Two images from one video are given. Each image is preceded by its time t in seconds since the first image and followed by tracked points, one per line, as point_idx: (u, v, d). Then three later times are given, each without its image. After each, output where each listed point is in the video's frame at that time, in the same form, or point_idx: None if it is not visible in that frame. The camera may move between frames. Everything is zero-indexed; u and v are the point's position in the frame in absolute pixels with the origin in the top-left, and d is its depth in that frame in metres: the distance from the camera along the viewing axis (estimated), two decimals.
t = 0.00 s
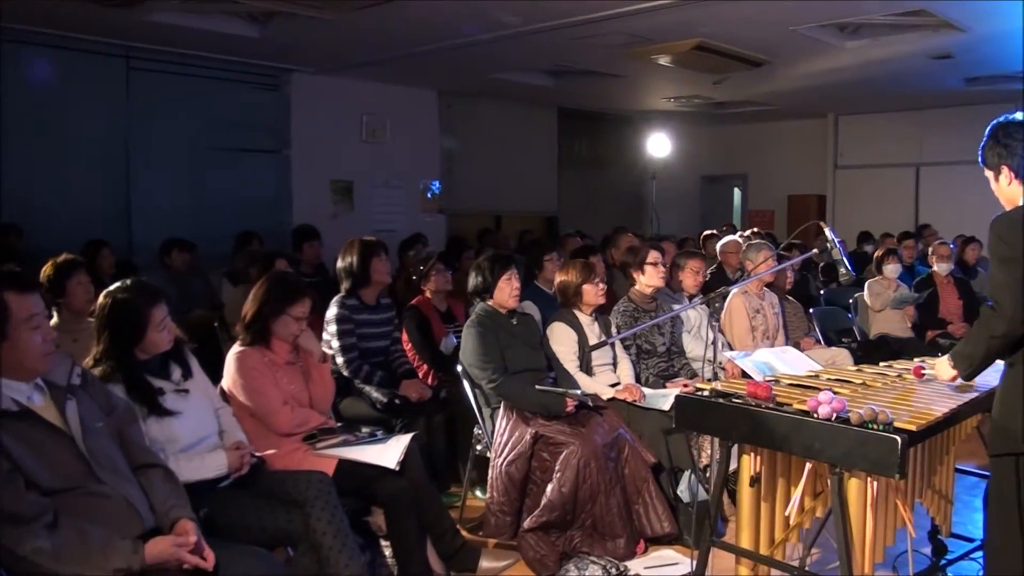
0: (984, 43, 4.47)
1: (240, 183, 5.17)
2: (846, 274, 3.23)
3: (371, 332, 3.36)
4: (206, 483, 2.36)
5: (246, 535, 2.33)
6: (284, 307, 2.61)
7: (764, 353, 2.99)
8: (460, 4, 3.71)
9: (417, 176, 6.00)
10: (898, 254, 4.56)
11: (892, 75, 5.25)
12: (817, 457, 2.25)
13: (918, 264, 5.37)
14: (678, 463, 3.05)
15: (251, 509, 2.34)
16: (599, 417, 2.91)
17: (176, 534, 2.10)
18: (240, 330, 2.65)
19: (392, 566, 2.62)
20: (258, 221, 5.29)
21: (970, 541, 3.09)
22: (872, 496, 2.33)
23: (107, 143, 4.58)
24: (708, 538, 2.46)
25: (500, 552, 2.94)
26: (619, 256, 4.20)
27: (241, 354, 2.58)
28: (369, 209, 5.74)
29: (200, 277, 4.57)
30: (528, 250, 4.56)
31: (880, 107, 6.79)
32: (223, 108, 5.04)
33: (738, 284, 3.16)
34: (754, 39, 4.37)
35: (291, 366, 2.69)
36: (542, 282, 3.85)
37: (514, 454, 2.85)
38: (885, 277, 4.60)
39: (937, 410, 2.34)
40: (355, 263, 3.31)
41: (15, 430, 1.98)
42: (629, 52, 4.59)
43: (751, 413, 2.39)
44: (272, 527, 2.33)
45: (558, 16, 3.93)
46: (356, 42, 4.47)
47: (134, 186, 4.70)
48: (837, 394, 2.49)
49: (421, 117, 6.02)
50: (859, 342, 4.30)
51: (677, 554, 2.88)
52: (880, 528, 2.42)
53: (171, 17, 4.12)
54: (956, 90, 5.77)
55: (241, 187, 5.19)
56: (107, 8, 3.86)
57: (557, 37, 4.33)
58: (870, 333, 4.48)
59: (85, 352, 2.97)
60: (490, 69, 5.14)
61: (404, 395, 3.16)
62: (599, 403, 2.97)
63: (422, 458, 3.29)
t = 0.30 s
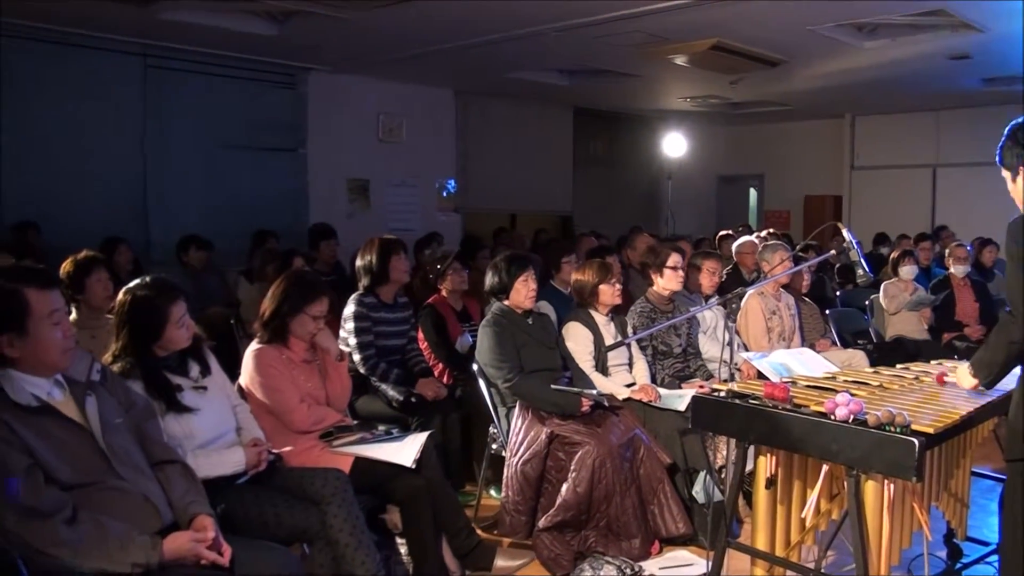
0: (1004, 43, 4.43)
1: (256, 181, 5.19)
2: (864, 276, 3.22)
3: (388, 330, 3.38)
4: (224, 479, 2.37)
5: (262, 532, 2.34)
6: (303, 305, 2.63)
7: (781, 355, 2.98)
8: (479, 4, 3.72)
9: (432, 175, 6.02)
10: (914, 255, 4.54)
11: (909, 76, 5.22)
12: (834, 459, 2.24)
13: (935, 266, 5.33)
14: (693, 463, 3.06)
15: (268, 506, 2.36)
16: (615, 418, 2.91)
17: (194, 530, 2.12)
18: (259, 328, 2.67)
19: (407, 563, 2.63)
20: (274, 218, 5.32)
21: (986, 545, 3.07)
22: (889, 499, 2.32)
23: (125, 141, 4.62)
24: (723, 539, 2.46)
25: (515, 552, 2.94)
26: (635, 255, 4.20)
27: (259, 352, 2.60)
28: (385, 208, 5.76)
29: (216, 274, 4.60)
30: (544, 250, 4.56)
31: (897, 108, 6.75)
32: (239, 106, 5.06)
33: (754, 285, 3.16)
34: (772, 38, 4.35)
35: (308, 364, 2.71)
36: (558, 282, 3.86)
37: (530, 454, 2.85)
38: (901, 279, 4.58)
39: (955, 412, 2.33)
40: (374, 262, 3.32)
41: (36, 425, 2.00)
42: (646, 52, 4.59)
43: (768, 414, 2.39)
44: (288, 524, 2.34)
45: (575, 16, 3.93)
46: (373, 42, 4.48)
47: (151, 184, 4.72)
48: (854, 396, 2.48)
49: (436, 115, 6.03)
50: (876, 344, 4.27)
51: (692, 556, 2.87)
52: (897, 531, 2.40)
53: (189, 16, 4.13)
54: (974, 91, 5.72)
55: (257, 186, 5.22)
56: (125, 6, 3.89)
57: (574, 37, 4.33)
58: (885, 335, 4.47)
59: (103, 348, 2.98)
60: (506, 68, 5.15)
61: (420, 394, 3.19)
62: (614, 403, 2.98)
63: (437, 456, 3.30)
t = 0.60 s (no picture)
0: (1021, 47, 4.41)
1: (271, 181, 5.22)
2: (880, 280, 3.21)
3: (404, 331, 3.39)
4: (240, 478, 2.39)
5: (278, 530, 2.35)
6: (319, 306, 2.64)
7: (796, 359, 2.98)
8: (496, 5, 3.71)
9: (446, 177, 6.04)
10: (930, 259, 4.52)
11: (924, 80, 5.20)
12: (848, 463, 2.24)
13: (949, 270, 5.31)
14: (707, 466, 3.06)
15: (284, 505, 2.37)
16: (629, 420, 2.91)
17: (211, 528, 2.14)
18: (275, 328, 2.69)
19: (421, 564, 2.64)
20: (289, 219, 5.35)
21: (1001, 551, 3.05)
22: (904, 504, 2.31)
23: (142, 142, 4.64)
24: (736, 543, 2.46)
25: (529, 553, 2.95)
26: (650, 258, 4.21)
27: (275, 352, 2.62)
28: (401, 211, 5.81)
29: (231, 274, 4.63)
30: (558, 252, 4.57)
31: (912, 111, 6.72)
32: (255, 107, 5.09)
33: (768, 290, 3.17)
34: (788, 41, 4.35)
35: (324, 365, 2.72)
36: (573, 284, 3.87)
37: (544, 455, 2.86)
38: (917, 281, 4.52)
39: (970, 417, 2.32)
40: (391, 263, 3.34)
41: (55, 424, 2.01)
42: (661, 54, 4.57)
43: (784, 418, 2.38)
44: (303, 523, 2.35)
45: (591, 18, 3.93)
46: (388, 43, 4.50)
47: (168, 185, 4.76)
48: (869, 400, 2.47)
49: (451, 117, 6.04)
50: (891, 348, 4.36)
51: (706, 559, 2.87)
52: (913, 536, 2.39)
53: (205, 17, 4.16)
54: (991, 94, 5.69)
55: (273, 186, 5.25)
56: (143, 8, 3.92)
57: (590, 39, 4.34)
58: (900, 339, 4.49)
59: (121, 348, 3.00)
60: (521, 70, 5.16)
61: (435, 395, 3.18)
62: (629, 406, 2.98)
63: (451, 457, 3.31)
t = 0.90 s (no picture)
0: None
1: (286, 185, 5.25)
2: (896, 285, 3.20)
3: (419, 335, 3.41)
4: (256, 480, 2.41)
5: (294, 533, 2.38)
6: (336, 310, 2.66)
7: (811, 364, 2.97)
8: (511, 10, 3.73)
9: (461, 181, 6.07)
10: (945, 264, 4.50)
11: (939, 85, 5.19)
12: (863, 468, 2.23)
13: (965, 275, 5.29)
14: (722, 471, 3.07)
15: (299, 507, 2.39)
16: (643, 425, 2.90)
17: (227, 529, 2.15)
18: (292, 331, 2.70)
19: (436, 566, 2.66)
20: (305, 223, 5.38)
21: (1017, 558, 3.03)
22: (919, 509, 2.30)
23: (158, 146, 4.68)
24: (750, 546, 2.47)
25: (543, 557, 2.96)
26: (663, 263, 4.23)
27: (291, 355, 2.64)
28: (416, 214, 5.84)
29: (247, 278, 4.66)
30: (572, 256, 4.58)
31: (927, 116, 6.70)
32: (270, 111, 5.13)
33: (783, 294, 3.16)
34: (803, 46, 4.35)
35: (340, 368, 2.74)
36: (586, 288, 3.87)
37: (558, 459, 2.86)
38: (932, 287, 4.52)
39: (986, 423, 2.31)
40: (407, 267, 3.33)
41: (73, 424, 2.03)
42: (675, 58, 4.58)
43: (799, 423, 2.38)
44: (318, 525, 2.37)
45: (605, 23, 3.95)
46: (405, 48, 4.54)
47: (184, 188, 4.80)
48: (884, 405, 2.46)
49: (464, 121, 6.07)
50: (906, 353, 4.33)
51: (719, 564, 2.87)
52: (928, 543, 2.38)
53: (221, 22, 4.19)
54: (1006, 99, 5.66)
55: (288, 190, 5.28)
56: (161, 13, 3.95)
57: (604, 44, 4.36)
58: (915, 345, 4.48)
59: (138, 350, 3.03)
60: (535, 75, 5.18)
61: (450, 398, 3.20)
62: (643, 410, 2.98)
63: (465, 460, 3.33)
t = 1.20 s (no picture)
0: None
1: (298, 189, 5.28)
2: (908, 290, 3.19)
3: (432, 338, 3.44)
4: (268, 482, 2.42)
5: (308, 534, 2.39)
6: (349, 313, 2.68)
7: (822, 369, 2.97)
8: (523, 14, 3.75)
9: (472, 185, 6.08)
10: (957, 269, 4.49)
11: (952, 89, 5.16)
12: (874, 473, 2.23)
13: (978, 280, 5.26)
14: (732, 475, 3.07)
15: (312, 508, 2.40)
16: (654, 429, 2.91)
17: (240, 530, 2.16)
18: (304, 334, 2.72)
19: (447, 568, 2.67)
20: (317, 226, 5.40)
21: None
22: (930, 515, 2.29)
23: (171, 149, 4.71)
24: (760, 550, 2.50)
25: (554, 560, 2.97)
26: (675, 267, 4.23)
27: (304, 357, 2.65)
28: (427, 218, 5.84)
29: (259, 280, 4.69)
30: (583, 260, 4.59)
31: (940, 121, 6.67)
32: (282, 115, 5.16)
33: (794, 299, 3.16)
34: (815, 50, 4.34)
35: (352, 371, 2.75)
36: (598, 293, 3.88)
37: (569, 463, 2.87)
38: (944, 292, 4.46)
39: (998, 428, 2.30)
40: (419, 270, 3.38)
41: (89, 426, 2.05)
42: (687, 62, 4.58)
43: (811, 428, 2.37)
44: (331, 526, 2.38)
45: (616, 27, 3.95)
46: (417, 53, 4.55)
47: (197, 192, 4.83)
48: (895, 410, 2.46)
49: (475, 125, 6.08)
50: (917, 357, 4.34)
51: (730, 568, 2.89)
52: (940, 548, 2.37)
53: (234, 27, 4.22)
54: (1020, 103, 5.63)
55: (300, 194, 5.30)
56: (175, 18, 3.98)
57: (615, 48, 4.36)
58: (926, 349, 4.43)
59: (152, 352, 3.05)
60: (547, 79, 5.19)
61: (461, 402, 3.22)
62: (655, 414, 2.99)
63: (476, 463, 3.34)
